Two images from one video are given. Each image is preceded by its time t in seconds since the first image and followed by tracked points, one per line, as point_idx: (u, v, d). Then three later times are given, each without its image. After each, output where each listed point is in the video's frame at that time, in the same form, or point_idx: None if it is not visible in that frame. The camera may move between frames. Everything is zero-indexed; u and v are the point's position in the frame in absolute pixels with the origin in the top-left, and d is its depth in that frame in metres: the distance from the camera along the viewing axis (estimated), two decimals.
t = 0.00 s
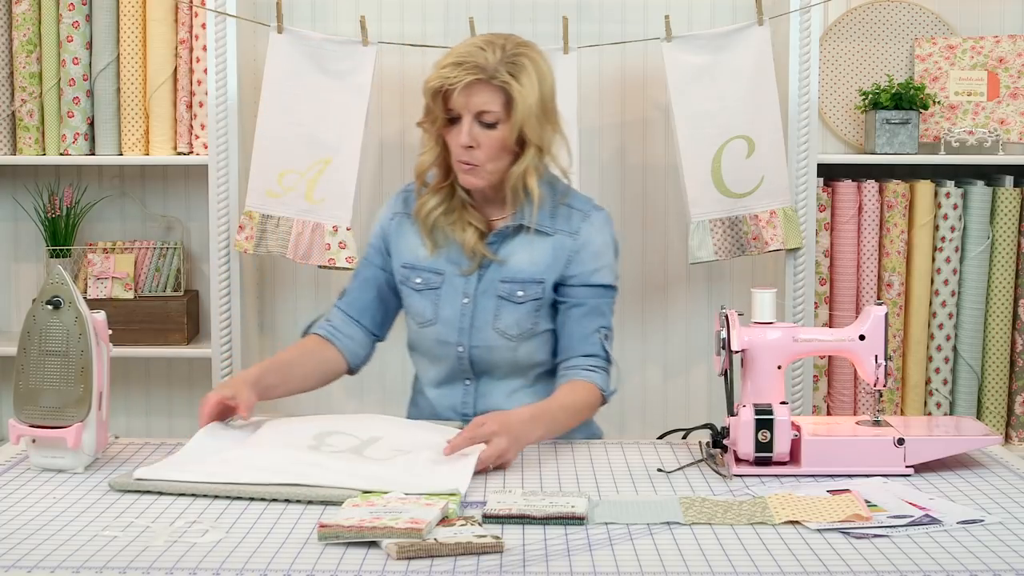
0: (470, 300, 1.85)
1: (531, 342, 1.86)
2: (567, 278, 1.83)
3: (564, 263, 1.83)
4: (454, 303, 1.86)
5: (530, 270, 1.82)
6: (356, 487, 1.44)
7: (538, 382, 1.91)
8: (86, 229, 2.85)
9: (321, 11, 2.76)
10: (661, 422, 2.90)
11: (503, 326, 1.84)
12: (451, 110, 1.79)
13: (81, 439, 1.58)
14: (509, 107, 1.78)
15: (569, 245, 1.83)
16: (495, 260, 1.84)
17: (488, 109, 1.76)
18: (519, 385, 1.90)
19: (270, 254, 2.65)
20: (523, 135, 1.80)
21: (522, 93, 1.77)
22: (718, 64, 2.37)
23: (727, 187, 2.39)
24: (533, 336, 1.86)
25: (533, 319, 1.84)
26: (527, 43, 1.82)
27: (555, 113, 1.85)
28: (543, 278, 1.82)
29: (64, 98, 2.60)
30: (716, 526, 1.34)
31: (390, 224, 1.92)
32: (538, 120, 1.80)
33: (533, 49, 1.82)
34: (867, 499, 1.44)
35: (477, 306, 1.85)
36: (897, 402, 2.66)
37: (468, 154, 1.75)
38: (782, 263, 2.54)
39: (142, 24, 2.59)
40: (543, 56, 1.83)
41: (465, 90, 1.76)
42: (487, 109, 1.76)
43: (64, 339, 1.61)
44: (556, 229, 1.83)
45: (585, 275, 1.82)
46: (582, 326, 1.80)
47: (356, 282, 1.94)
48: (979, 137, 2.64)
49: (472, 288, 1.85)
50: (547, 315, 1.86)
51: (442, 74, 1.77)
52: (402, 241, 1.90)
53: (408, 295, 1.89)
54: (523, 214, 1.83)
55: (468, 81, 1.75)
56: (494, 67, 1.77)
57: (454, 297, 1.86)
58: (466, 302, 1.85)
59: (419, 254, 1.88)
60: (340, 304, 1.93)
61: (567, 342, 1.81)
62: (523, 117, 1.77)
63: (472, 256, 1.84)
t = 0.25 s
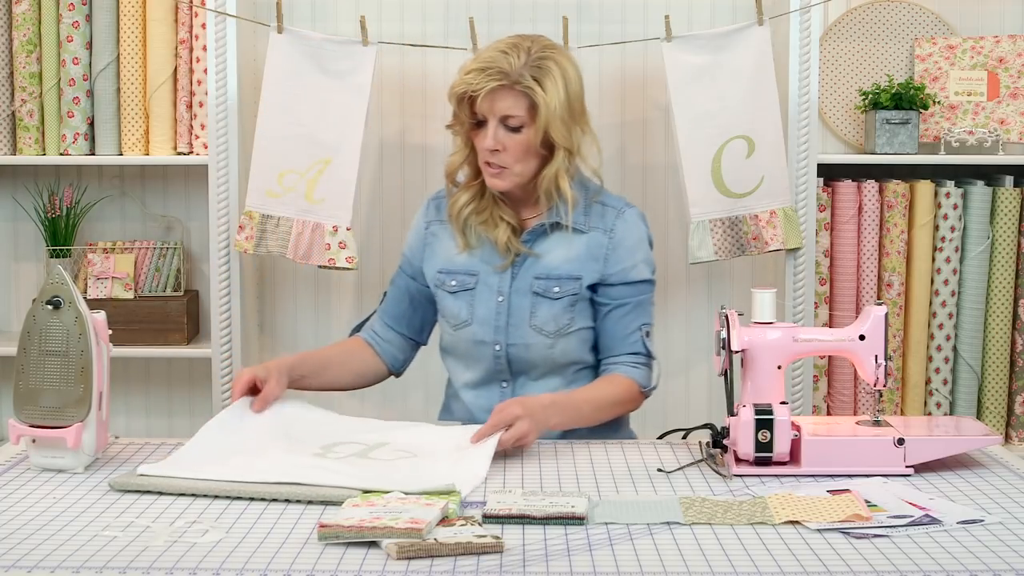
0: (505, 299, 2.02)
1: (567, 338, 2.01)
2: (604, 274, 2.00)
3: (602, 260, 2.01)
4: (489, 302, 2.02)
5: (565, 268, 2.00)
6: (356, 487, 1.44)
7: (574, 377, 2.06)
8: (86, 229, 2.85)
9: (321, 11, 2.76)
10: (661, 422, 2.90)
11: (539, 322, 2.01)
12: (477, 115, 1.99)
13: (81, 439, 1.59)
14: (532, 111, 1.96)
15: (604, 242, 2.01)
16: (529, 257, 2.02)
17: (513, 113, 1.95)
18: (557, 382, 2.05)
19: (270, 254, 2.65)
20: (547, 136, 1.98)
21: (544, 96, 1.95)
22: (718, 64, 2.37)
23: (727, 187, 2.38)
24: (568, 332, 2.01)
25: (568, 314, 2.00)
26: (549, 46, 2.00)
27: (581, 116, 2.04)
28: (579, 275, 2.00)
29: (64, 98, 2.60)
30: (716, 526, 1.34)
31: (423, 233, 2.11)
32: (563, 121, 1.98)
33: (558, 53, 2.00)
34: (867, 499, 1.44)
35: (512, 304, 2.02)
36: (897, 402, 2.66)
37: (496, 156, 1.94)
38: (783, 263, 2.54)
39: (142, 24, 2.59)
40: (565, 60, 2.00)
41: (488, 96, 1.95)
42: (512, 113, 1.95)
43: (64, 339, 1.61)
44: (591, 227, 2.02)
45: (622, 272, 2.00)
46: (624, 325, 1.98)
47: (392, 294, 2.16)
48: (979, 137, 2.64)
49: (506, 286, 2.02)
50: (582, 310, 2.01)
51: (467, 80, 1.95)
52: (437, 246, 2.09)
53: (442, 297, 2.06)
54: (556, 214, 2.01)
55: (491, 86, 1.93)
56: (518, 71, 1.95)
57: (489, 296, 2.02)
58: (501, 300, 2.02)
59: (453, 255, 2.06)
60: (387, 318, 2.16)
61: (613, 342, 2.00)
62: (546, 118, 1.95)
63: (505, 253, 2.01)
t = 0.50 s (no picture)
0: (522, 295, 2.02)
1: (584, 335, 2.01)
2: (624, 273, 2.01)
3: (622, 258, 2.01)
4: (507, 298, 2.02)
5: (584, 265, 2.01)
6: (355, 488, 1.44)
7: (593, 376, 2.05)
8: (86, 229, 2.85)
9: (321, 11, 2.76)
10: (662, 422, 2.90)
11: (558, 318, 2.00)
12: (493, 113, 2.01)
13: (81, 439, 1.59)
14: (547, 108, 1.98)
15: (624, 240, 2.02)
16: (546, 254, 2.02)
17: (527, 111, 1.97)
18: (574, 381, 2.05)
19: (270, 254, 2.65)
20: (562, 133, 1.99)
21: (559, 93, 1.96)
22: (719, 64, 2.37)
23: (727, 187, 2.38)
24: (587, 328, 2.01)
25: (587, 310, 2.00)
26: (565, 45, 2.02)
27: (596, 114, 2.05)
28: (599, 272, 2.00)
29: (64, 98, 2.60)
30: (716, 527, 1.34)
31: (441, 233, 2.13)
32: (578, 117, 1.99)
33: (573, 51, 2.01)
34: (867, 499, 1.44)
35: (530, 300, 2.02)
36: (897, 402, 2.66)
37: (512, 154, 1.96)
38: (783, 263, 2.54)
39: (142, 24, 2.59)
40: (580, 57, 2.01)
41: (503, 93, 1.97)
42: (527, 110, 1.97)
43: (65, 339, 1.61)
44: (611, 226, 2.03)
45: (642, 270, 2.00)
46: (647, 322, 1.99)
47: (410, 294, 2.17)
48: (979, 137, 2.64)
49: (523, 283, 2.02)
50: (600, 307, 2.01)
51: (481, 78, 1.98)
52: (455, 245, 2.10)
53: (459, 295, 2.06)
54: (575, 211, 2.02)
55: (504, 83, 1.96)
56: (533, 68, 1.97)
57: (506, 292, 2.03)
58: (519, 296, 2.02)
59: (470, 253, 2.07)
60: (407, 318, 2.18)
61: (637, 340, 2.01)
62: (561, 115, 1.97)
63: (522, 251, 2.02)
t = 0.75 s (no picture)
0: (525, 296, 2.02)
1: (587, 337, 2.01)
2: (628, 277, 2.01)
3: (627, 263, 2.02)
4: (509, 299, 2.03)
5: (589, 268, 2.01)
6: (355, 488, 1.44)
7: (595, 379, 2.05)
8: (86, 229, 2.85)
9: (321, 11, 2.76)
10: (662, 422, 2.90)
11: (561, 319, 2.00)
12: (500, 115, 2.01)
13: (81, 439, 1.59)
14: (554, 111, 1.98)
15: (629, 245, 2.02)
16: (551, 256, 2.02)
17: (533, 114, 1.96)
18: (576, 385, 2.04)
19: (270, 254, 2.65)
20: (569, 136, 1.99)
21: (566, 96, 1.96)
22: (719, 64, 2.37)
23: (727, 187, 2.38)
24: (590, 331, 2.01)
25: (590, 312, 2.00)
26: (574, 47, 2.01)
27: (603, 116, 2.04)
28: (603, 276, 2.01)
29: (64, 98, 2.60)
30: (716, 527, 1.34)
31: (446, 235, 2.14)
32: (585, 120, 1.98)
33: (581, 54, 2.01)
34: (867, 499, 1.44)
35: (533, 301, 2.01)
36: (897, 402, 2.66)
37: (518, 156, 1.96)
38: (783, 263, 2.54)
39: (142, 24, 2.59)
40: (588, 60, 2.01)
41: (510, 96, 1.97)
42: (533, 113, 1.96)
43: (64, 339, 1.61)
44: (617, 230, 2.03)
45: (647, 275, 2.01)
46: (654, 326, 2.01)
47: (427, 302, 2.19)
48: (979, 137, 2.64)
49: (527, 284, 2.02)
50: (604, 310, 2.02)
51: (488, 81, 1.98)
52: (459, 246, 2.11)
53: (462, 295, 2.07)
54: (580, 214, 2.02)
55: (511, 86, 1.96)
56: (540, 71, 1.96)
57: (509, 293, 2.03)
58: (522, 297, 2.02)
59: (473, 254, 2.08)
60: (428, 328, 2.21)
61: (644, 345, 2.03)
62: (567, 118, 1.96)
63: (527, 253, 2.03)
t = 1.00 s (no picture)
0: (525, 296, 2.02)
1: (587, 337, 2.01)
2: (628, 276, 2.01)
3: (626, 262, 2.02)
4: (510, 299, 2.03)
5: (589, 267, 2.01)
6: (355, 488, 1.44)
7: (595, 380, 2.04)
8: (86, 229, 2.86)
9: (321, 11, 2.76)
10: (662, 421, 2.90)
11: (561, 319, 2.00)
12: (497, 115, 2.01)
13: (81, 439, 1.59)
14: (550, 111, 1.98)
15: (629, 244, 2.02)
16: (551, 255, 2.02)
17: (530, 114, 1.97)
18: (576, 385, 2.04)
19: (270, 254, 2.65)
20: (566, 136, 1.99)
21: (562, 97, 1.96)
22: (719, 64, 2.37)
23: (727, 187, 2.38)
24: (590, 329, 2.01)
25: (590, 311, 2.00)
26: (569, 48, 2.02)
27: (600, 116, 2.04)
28: (603, 275, 2.01)
29: (64, 98, 2.60)
30: (716, 526, 1.34)
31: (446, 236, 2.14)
32: (581, 120, 1.98)
33: (577, 54, 2.01)
34: (867, 499, 1.44)
35: (533, 301, 2.01)
36: (897, 402, 2.66)
37: (515, 156, 1.97)
38: (783, 263, 2.54)
39: (142, 23, 2.59)
40: (584, 60, 2.01)
41: (507, 96, 1.97)
42: (530, 113, 1.97)
43: (65, 339, 1.61)
44: (616, 229, 2.03)
45: (646, 274, 2.01)
46: (645, 327, 2.00)
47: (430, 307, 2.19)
48: (979, 137, 2.64)
49: (527, 284, 2.02)
50: (604, 310, 2.02)
51: (485, 82, 1.98)
52: (459, 246, 2.11)
53: (463, 296, 2.07)
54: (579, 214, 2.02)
55: (508, 87, 1.96)
56: (536, 72, 1.97)
57: (509, 294, 2.03)
58: (523, 297, 2.02)
59: (473, 256, 2.08)
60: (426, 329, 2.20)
61: (634, 345, 2.01)
62: (564, 118, 1.96)
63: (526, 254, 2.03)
